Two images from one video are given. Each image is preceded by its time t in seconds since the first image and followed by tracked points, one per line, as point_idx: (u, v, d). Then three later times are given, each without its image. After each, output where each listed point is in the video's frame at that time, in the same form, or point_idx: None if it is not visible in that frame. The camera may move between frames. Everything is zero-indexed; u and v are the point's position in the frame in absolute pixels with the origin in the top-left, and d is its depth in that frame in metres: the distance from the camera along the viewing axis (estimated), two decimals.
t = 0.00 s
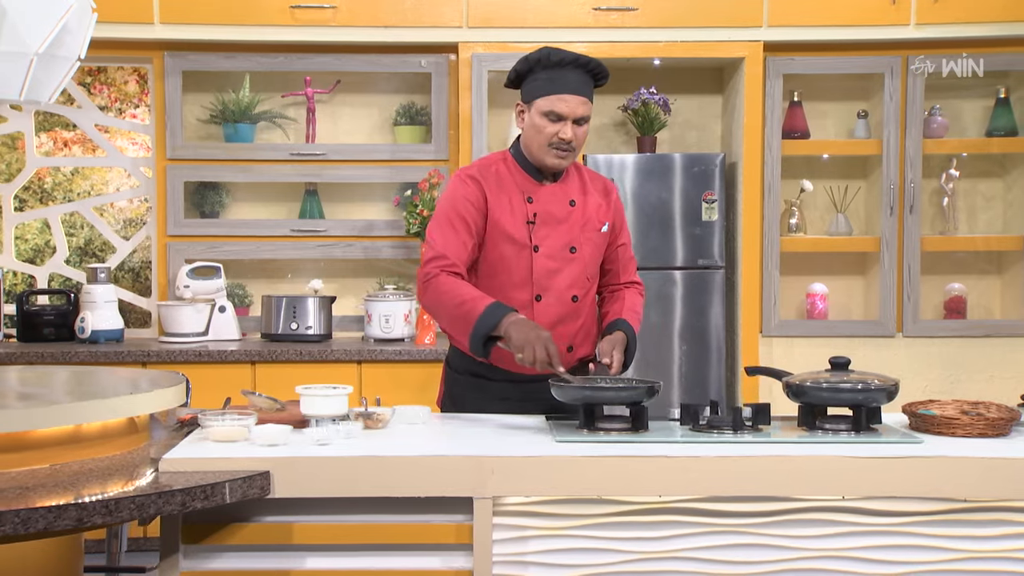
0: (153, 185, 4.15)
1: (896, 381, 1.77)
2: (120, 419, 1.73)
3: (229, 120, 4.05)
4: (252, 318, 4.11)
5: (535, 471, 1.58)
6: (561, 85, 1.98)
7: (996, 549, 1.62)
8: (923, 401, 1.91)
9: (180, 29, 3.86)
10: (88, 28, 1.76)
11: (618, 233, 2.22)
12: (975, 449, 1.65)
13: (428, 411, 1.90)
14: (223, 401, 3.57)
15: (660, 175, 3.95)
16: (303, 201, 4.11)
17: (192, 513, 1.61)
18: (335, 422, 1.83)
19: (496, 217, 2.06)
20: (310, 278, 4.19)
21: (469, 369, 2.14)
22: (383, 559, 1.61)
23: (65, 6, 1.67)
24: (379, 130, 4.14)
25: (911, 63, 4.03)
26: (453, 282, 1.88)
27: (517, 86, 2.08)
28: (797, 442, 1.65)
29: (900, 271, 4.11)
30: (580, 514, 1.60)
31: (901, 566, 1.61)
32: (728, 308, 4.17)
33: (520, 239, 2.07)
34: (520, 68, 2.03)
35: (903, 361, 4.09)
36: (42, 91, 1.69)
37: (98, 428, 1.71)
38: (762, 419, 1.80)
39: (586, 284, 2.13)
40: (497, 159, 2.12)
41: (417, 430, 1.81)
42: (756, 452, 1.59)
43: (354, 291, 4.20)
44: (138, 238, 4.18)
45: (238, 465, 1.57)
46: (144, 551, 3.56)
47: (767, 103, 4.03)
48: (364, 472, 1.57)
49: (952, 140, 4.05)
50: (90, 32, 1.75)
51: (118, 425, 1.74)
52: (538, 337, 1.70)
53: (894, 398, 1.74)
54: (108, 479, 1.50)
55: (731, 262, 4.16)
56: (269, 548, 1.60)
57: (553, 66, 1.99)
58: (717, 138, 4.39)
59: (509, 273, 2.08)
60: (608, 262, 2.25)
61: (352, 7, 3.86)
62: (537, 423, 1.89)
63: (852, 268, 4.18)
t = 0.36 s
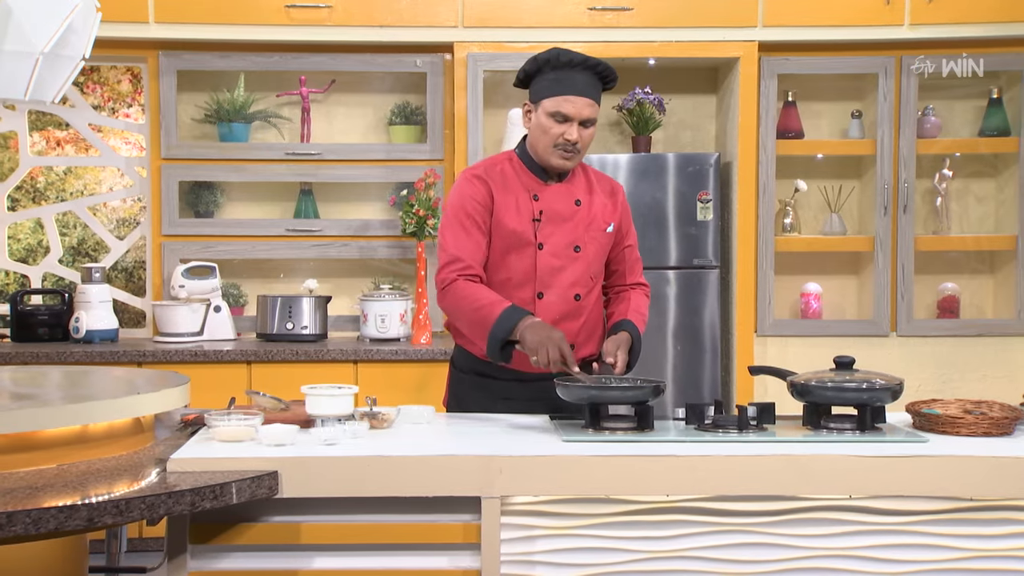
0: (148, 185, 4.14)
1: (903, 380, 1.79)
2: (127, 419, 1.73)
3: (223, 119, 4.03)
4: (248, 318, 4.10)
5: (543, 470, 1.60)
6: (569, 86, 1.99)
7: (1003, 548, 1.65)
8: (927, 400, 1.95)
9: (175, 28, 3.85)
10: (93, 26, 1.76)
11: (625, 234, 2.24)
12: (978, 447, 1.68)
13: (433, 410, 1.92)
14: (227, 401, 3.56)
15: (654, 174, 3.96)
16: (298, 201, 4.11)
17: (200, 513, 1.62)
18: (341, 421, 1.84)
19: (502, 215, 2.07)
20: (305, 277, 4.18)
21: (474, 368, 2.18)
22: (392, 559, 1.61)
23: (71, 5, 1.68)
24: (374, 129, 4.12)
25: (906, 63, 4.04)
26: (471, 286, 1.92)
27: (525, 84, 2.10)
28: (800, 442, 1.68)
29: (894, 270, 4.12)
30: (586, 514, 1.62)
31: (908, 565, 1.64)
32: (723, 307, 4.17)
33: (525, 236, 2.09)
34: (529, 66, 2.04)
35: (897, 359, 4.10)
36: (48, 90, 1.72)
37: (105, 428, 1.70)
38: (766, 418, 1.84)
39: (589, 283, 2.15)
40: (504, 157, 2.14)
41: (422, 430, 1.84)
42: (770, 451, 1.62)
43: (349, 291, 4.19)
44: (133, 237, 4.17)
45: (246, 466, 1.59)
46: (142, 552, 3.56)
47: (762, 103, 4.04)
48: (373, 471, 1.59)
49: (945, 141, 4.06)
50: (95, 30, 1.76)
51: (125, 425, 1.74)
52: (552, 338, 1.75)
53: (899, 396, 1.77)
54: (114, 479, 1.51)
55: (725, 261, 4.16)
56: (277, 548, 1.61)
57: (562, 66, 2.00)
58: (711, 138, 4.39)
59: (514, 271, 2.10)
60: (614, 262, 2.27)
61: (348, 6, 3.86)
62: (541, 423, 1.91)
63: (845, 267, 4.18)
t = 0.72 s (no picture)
0: (142, 185, 4.13)
1: (904, 380, 1.84)
2: (133, 419, 1.73)
3: (218, 119, 4.03)
4: (242, 318, 4.09)
5: (550, 470, 1.64)
6: (585, 85, 2.03)
7: (1007, 546, 1.70)
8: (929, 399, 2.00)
9: (170, 28, 3.84)
10: (97, 26, 1.74)
11: (635, 236, 2.27)
12: (980, 446, 1.73)
13: (437, 410, 1.97)
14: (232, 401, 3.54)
15: (647, 174, 3.96)
16: (292, 201, 4.10)
17: (208, 513, 1.65)
18: (345, 421, 1.86)
19: (511, 211, 2.10)
20: (299, 277, 4.18)
21: (482, 368, 2.23)
22: (400, 559, 1.66)
23: (76, 6, 1.66)
24: (368, 129, 4.12)
25: (899, 64, 4.05)
26: (483, 282, 1.94)
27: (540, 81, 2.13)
28: (802, 441, 1.73)
29: (886, 270, 4.12)
30: (592, 513, 1.66)
31: (913, 563, 1.69)
32: (717, 306, 4.18)
33: (532, 233, 2.11)
34: (545, 65, 2.08)
35: (890, 358, 4.12)
36: (52, 90, 1.69)
37: (111, 428, 1.70)
38: (770, 417, 1.88)
39: (596, 282, 2.16)
40: (515, 155, 2.17)
41: (425, 429, 1.88)
42: (774, 451, 1.66)
43: (343, 291, 4.19)
44: (126, 237, 4.15)
45: (255, 465, 1.62)
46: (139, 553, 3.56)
47: (755, 104, 4.05)
48: (381, 470, 1.63)
49: (938, 141, 4.08)
50: (100, 30, 1.74)
51: (130, 426, 1.74)
52: (561, 333, 1.79)
53: (902, 396, 1.81)
54: (119, 480, 1.51)
55: (719, 260, 4.17)
56: (287, 548, 1.65)
57: (578, 66, 2.04)
58: (704, 138, 4.40)
59: (521, 267, 2.13)
60: (623, 263, 2.29)
61: (343, 7, 3.86)
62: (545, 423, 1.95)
63: (839, 268, 4.20)
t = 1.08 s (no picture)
0: (127, 185, 4.11)
1: (899, 379, 1.86)
2: (131, 420, 1.73)
3: (204, 119, 4.02)
4: (228, 318, 4.07)
5: (550, 470, 1.64)
6: (592, 87, 2.03)
7: (1003, 544, 1.72)
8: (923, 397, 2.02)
9: (155, 27, 3.83)
10: (94, 25, 1.72)
11: (638, 239, 2.29)
12: (976, 445, 1.75)
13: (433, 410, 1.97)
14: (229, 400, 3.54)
15: (633, 174, 3.98)
16: (279, 201, 4.09)
17: (207, 515, 1.65)
18: (343, 422, 1.87)
19: (515, 209, 2.14)
20: (286, 277, 4.16)
21: (483, 368, 2.26)
22: (400, 559, 1.66)
23: (72, 5, 1.65)
24: (355, 129, 4.13)
25: (884, 65, 4.07)
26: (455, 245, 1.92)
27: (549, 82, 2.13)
28: (798, 440, 1.75)
29: (871, 270, 4.15)
30: (592, 513, 1.66)
31: (910, 562, 1.71)
32: (703, 306, 4.20)
33: (536, 232, 2.14)
34: (554, 65, 2.07)
35: (875, 357, 4.14)
36: (46, 90, 1.67)
37: (110, 429, 1.70)
38: (767, 417, 1.89)
39: (600, 283, 2.19)
40: (522, 155, 2.21)
41: (422, 430, 1.88)
42: (772, 450, 1.68)
43: (330, 291, 4.18)
44: (111, 237, 4.13)
45: (255, 466, 1.62)
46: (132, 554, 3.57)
47: (741, 104, 4.06)
48: (382, 471, 1.63)
49: (922, 142, 4.10)
50: (96, 29, 1.72)
51: (127, 426, 1.73)
52: (535, 291, 1.74)
53: (897, 395, 1.84)
54: (116, 481, 1.51)
55: (706, 260, 4.18)
56: (287, 549, 1.65)
57: (587, 67, 2.04)
58: (690, 138, 4.42)
59: (525, 266, 2.15)
60: (626, 267, 2.31)
61: (330, 6, 3.85)
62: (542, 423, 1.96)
63: (823, 267, 4.22)
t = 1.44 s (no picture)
0: (113, 185, 4.08)
1: (895, 378, 1.89)
2: (130, 421, 1.72)
3: (191, 118, 4.00)
4: (215, 318, 4.06)
5: (551, 470, 1.65)
6: (593, 86, 2.05)
7: (1000, 542, 1.74)
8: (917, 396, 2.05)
9: (142, 26, 3.81)
10: (91, 25, 1.72)
11: (636, 240, 2.32)
12: (971, 444, 1.78)
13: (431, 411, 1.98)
14: (220, 402, 3.53)
15: (620, 173, 3.99)
16: (266, 201, 4.08)
17: (208, 516, 1.66)
18: (342, 422, 1.88)
19: (519, 210, 2.15)
20: (274, 277, 4.15)
21: (481, 368, 2.27)
22: (399, 559, 1.67)
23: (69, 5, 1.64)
24: (342, 129, 4.12)
25: (870, 66, 4.10)
26: (470, 254, 1.95)
27: (549, 84, 2.15)
28: (794, 439, 1.77)
29: (858, 270, 4.17)
30: (592, 512, 1.67)
31: (907, 560, 1.72)
32: (690, 306, 4.21)
33: (538, 233, 2.16)
34: (553, 66, 2.09)
35: (861, 356, 4.17)
36: (45, 90, 1.67)
37: (109, 429, 1.69)
38: (763, 416, 1.92)
39: (598, 284, 2.21)
40: (523, 155, 2.22)
41: (421, 430, 1.89)
42: (771, 449, 1.70)
43: (318, 291, 4.17)
44: (97, 237, 4.11)
45: (256, 466, 1.63)
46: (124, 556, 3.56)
47: (728, 105, 4.08)
48: (383, 470, 1.64)
49: (907, 142, 4.13)
50: (93, 29, 1.72)
51: (125, 426, 1.73)
52: (551, 298, 1.74)
53: (893, 395, 1.86)
54: (114, 482, 1.52)
55: (693, 261, 4.20)
56: (288, 549, 1.66)
57: (587, 67, 2.06)
58: (677, 138, 4.43)
59: (525, 266, 2.17)
60: (624, 267, 2.33)
61: (318, 6, 3.84)
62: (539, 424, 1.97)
63: (809, 267, 4.24)
